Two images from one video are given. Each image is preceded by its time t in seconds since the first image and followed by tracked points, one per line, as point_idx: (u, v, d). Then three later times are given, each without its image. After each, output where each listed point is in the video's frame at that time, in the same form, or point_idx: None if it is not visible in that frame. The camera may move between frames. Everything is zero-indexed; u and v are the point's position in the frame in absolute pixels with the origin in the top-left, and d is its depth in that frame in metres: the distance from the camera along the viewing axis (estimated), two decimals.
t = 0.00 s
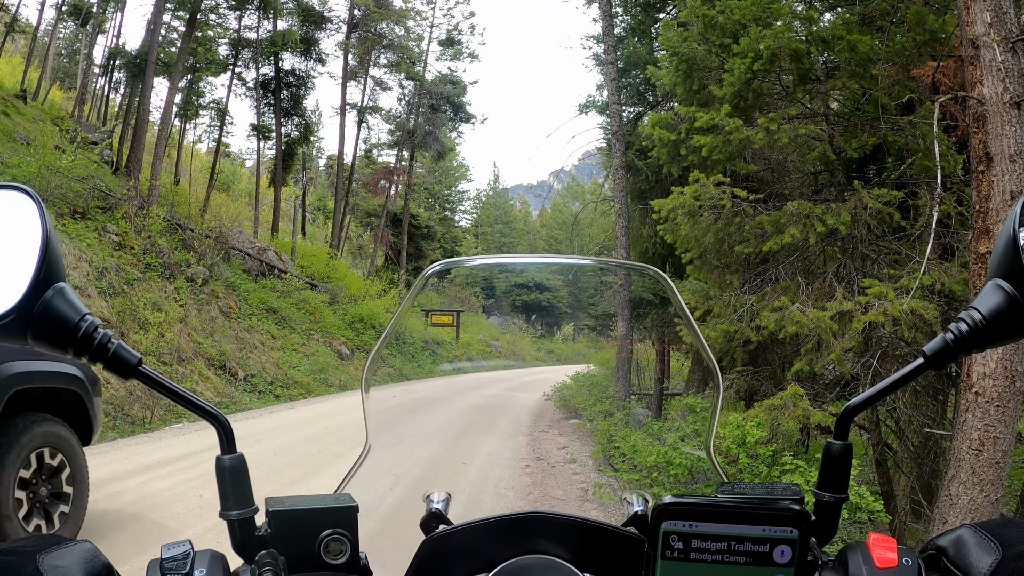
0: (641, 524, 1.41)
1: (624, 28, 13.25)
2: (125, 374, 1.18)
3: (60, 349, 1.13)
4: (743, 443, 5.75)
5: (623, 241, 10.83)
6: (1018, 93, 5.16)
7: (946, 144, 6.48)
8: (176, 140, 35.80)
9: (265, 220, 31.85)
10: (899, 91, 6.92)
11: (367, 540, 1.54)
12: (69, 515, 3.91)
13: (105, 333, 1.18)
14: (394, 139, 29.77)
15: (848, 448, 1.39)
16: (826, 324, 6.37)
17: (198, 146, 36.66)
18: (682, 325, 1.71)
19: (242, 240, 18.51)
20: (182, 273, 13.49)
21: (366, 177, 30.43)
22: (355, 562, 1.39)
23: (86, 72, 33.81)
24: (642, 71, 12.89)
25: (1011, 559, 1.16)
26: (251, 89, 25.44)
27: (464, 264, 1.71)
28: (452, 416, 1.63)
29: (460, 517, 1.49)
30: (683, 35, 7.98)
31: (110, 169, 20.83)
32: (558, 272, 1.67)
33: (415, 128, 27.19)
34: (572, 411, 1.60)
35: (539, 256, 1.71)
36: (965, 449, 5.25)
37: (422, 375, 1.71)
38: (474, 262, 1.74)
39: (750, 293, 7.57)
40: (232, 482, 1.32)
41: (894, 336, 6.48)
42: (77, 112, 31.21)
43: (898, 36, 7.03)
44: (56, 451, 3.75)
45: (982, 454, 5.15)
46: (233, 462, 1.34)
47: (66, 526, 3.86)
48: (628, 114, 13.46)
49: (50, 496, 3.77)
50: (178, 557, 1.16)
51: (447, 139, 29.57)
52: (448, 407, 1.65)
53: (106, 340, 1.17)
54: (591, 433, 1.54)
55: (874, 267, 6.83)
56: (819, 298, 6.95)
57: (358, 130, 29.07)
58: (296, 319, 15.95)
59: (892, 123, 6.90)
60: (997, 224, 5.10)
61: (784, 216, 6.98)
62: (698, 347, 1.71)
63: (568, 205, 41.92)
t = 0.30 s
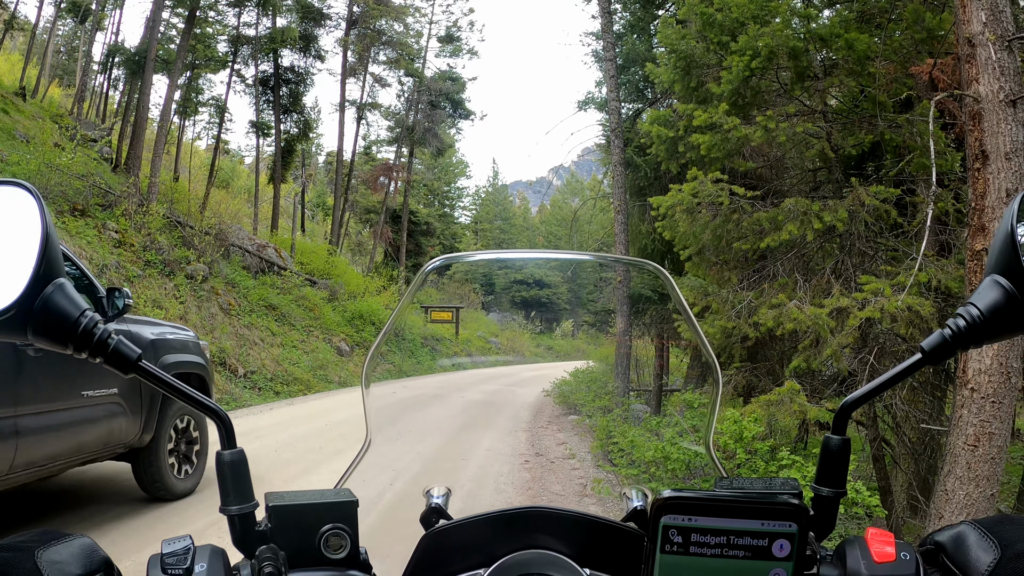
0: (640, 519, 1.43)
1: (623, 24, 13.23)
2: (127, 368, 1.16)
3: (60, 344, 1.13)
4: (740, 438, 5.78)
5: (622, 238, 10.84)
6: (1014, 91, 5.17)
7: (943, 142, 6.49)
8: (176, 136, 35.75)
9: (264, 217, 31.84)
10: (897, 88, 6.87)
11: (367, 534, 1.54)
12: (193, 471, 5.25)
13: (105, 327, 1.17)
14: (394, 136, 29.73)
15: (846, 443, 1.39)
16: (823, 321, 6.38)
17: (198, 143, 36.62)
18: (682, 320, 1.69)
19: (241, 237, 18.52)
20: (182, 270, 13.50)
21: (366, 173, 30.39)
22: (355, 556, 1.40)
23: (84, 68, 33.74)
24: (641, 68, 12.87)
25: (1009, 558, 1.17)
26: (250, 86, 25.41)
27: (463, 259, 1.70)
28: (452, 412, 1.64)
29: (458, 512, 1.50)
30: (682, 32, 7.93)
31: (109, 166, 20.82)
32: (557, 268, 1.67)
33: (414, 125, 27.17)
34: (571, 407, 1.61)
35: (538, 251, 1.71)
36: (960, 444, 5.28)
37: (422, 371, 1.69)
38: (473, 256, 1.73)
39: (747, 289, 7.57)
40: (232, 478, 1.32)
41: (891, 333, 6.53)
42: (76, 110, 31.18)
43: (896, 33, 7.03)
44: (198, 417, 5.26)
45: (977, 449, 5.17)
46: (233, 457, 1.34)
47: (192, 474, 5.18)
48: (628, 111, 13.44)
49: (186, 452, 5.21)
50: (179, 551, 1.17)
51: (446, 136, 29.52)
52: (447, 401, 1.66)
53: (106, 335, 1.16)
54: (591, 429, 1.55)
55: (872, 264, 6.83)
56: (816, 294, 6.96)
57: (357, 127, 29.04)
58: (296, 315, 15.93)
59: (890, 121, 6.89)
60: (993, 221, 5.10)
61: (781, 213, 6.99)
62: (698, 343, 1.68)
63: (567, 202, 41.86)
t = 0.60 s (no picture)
0: (639, 513, 1.44)
1: (622, 21, 13.24)
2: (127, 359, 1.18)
3: (58, 335, 1.14)
4: (737, 433, 5.80)
5: (621, 234, 10.85)
6: (1010, 88, 5.17)
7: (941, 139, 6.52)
8: (175, 133, 35.70)
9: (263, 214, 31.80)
10: (895, 85, 6.93)
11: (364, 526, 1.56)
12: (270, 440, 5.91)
13: (104, 318, 1.18)
14: (393, 132, 29.70)
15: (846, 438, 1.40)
16: (819, 317, 6.39)
17: (197, 140, 36.60)
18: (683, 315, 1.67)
19: (241, 234, 18.53)
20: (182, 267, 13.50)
21: (365, 169, 30.37)
22: (353, 549, 1.42)
23: (83, 65, 33.67)
24: (640, 64, 12.87)
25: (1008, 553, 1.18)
26: (250, 83, 25.39)
27: (463, 253, 1.69)
28: (450, 409, 1.65)
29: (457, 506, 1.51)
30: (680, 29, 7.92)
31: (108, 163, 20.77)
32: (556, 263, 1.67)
33: (414, 122, 27.15)
34: (570, 403, 1.63)
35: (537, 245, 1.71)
36: (956, 439, 5.29)
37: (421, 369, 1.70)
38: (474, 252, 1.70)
39: (745, 285, 7.58)
40: (232, 471, 1.32)
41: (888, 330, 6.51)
42: (76, 107, 31.13)
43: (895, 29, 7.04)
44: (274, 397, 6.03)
45: (974, 445, 5.18)
46: (232, 449, 1.33)
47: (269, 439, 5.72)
48: (627, 107, 13.43)
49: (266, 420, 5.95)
50: (176, 545, 1.18)
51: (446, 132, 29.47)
52: (445, 398, 1.67)
53: (104, 326, 1.17)
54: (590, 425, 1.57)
55: (870, 261, 6.85)
56: (813, 291, 6.97)
57: (356, 123, 29.00)
58: (296, 312, 15.93)
59: (887, 118, 6.91)
60: (989, 217, 5.11)
61: (779, 210, 6.99)
62: (697, 337, 1.67)
63: (567, 198, 41.83)
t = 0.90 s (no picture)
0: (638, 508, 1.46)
1: (620, 18, 13.25)
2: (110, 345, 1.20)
3: (41, 319, 1.14)
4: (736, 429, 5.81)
5: (621, 231, 10.86)
6: (1008, 84, 5.17)
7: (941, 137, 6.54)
8: (173, 130, 35.66)
9: (263, 211, 31.77)
10: (894, 82, 6.94)
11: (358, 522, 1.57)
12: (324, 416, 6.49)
13: (87, 302, 1.18)
14: (393, 129, 29.67)
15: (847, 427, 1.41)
16: (817, 312, 6.41)
17: (196, 137, 36.59)
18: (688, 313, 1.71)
19: (240, 231, 18.51)
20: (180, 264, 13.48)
21: (365, 166, 30.34)
22: (343, 540, 1.42)
23: (82, 62, 33.61)
24: (640, 61, 12.86)
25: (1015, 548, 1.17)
26: (249, 80, 25.39)
27: (467, 242, 1.70)
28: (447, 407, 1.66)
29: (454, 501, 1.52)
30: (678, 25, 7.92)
31: (107, 160, 20.78)
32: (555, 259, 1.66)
33: (413, 118, 27.13)
34: (569, 398, 1.65)
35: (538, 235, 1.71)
36: (955, 436, 5.29)
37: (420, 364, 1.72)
38: (474, 245, 1.70)
39: (744, 281, 7.57)
40: (218, 459, 1.33)
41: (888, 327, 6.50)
42: (75, 104, 31.10)
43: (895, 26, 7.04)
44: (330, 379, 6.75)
45: (972, 440, 5.19)
46: (219, 438, 1.34)
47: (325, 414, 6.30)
48: (626, 104, 13.42)
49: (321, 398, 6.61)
50: (161, 534, 1.19)
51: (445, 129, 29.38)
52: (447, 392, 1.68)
53: (88, 310, 1.18)
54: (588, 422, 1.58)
55: (869, 257, 6.85)
56: (811, 286, 6.98)
57: (355, 120, 28.98)
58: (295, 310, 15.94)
59: (886, 114, 6.92)
60: (988, 214, 5.11)
61: (777, 206, 7.00)
62: (700, 332, 1.68)
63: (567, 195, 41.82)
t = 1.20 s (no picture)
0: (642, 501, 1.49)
1: (620, 13, 13.23)
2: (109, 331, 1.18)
3: (39, 305, 1.15)
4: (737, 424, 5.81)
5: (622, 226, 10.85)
6: (1011, 78, 5.16)
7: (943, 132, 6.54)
8: (173, 125, 35.63)
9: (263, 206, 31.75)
10: (896, 77, 6.95)
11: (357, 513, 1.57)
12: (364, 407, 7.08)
13: (84, 289, 1.18)
14: (393, 124, 29.63)
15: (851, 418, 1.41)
16: (819, 307, 6.40)
17: (197, 132, 36.60)
18: (695, 308, 1.69)
19: (240, 226, 18.49)
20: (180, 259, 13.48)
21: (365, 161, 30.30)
22: (343, 531, 1.43)
23: (81, 57, 33.57)
24: (640, 56, 12.83)
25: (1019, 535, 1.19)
26: (249, 75, 25.36)
27: (469, 230, 1.69)
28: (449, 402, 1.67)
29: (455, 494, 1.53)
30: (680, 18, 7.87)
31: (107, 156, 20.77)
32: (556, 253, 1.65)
33: (414, 113, 27.10)
34: (570, 394, 1.65)
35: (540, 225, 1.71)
36: (957, 431, 5.32)
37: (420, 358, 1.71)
38: (474, 237, 1.68)
39: (744, 276, 7.59)
40: (217, 448, 1.31)
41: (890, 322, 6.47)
42: (75, 100, 31.07)
43: (897, 20, 7.03)
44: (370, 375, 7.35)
45: (974, 436, 5.20)
46: (218, 426, 1.33)
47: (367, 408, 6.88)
48: (627, 98, 13.39)
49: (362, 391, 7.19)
50: (160, 525, 1.19)
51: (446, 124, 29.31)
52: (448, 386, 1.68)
53: (85, 297, 1.18)
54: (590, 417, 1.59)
55: (870, 252, 6.83)
56: (813, 281, 6.97)
57: (356, 114, 28.94)
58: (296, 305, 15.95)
59: (888, 109, 6.91)
60: (990, 208, 5.09)
61: (779, 200, 6.98)
62: (704, 323, 1.68)
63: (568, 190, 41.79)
